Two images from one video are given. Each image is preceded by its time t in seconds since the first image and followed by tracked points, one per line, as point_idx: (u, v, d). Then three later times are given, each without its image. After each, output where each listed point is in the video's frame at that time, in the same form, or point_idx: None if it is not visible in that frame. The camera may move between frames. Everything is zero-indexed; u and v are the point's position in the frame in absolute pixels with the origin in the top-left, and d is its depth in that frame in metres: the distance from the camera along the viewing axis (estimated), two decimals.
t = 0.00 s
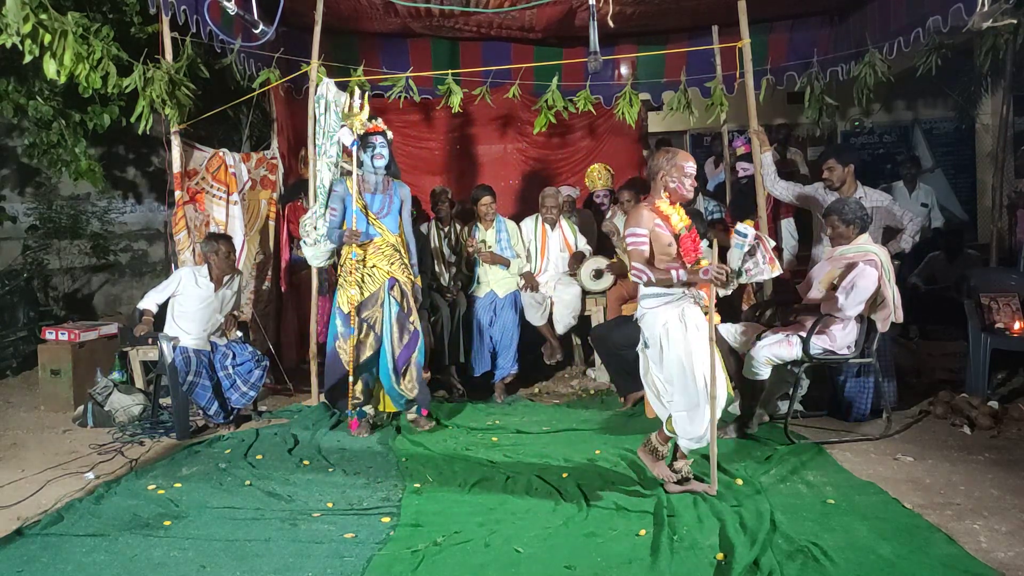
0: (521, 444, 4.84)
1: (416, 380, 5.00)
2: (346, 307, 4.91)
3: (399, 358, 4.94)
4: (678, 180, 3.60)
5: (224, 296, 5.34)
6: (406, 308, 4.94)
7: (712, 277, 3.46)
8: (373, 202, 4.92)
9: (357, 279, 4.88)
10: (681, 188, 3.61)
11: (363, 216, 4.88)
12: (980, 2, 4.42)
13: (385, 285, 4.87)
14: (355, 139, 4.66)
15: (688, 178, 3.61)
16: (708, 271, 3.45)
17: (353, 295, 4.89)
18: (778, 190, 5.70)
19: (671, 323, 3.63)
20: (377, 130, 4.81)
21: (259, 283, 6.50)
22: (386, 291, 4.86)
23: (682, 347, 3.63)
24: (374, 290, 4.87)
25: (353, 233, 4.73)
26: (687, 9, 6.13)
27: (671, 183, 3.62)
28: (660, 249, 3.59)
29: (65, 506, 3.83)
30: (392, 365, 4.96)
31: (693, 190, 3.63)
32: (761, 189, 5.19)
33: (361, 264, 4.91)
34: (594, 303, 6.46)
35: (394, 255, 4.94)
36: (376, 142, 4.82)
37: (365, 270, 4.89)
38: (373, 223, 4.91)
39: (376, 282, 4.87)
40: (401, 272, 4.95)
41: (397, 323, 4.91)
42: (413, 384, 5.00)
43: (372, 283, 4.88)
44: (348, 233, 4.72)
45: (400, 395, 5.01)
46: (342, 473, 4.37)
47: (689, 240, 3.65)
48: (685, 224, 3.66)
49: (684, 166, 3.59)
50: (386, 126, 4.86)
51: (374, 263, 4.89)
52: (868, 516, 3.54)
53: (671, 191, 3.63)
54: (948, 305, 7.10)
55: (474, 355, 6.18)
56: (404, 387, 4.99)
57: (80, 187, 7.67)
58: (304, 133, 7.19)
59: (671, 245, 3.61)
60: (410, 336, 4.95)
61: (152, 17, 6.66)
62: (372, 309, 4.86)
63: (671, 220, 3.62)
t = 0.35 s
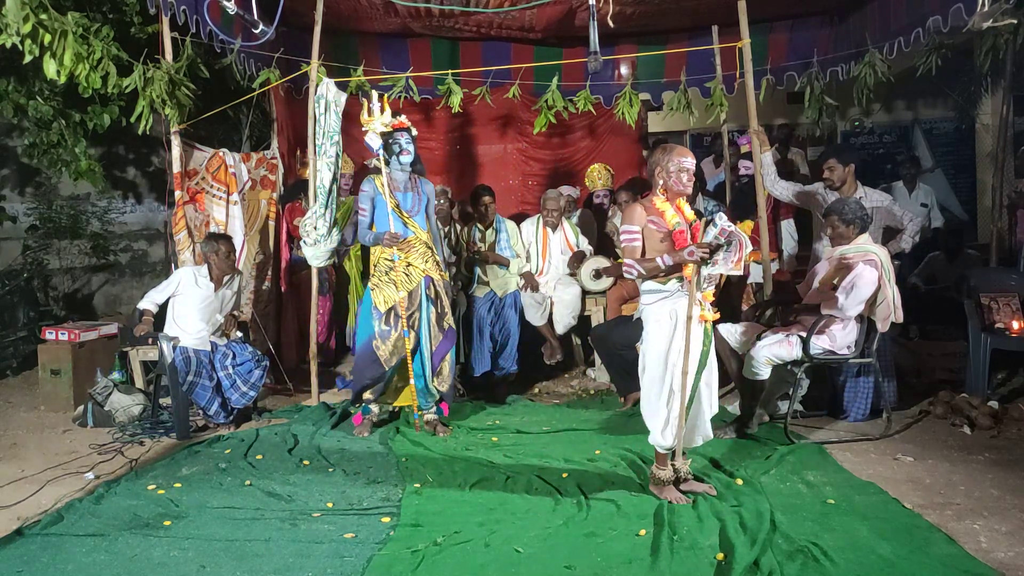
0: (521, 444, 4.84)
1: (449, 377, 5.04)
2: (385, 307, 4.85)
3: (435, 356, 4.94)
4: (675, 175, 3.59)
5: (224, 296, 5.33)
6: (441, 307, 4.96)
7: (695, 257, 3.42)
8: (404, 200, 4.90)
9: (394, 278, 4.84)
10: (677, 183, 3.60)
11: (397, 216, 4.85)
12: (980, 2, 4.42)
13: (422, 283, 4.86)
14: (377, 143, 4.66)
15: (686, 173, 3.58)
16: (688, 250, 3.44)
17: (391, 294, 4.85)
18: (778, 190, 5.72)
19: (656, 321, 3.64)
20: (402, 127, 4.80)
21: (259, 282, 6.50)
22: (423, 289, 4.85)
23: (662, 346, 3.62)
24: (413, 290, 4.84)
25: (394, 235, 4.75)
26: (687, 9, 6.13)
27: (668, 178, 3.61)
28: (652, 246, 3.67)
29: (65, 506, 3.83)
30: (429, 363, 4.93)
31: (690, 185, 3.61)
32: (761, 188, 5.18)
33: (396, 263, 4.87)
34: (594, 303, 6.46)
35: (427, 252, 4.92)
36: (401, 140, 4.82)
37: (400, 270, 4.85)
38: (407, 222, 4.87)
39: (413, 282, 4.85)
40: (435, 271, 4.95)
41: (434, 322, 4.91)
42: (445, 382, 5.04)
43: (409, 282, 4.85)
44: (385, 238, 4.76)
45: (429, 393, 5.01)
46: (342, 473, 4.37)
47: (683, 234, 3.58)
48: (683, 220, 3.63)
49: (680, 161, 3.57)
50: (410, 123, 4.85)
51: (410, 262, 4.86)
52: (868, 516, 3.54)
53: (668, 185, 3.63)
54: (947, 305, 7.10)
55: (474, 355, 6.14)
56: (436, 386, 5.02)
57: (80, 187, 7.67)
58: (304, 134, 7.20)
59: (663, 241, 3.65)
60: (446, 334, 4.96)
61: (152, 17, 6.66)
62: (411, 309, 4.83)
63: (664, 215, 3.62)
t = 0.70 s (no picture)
0: (521, 444, 4.84)
1: (457, 378, 5.07)
2: (398, 306, 4.85)
3: (446, 355, 4.99)
4: (673, 180, 3.62)
5: (224, 297, 5.34)
6: (453, 306, 4.98)
7: (689, 265, 3.42)
8: (416, 201, 4.96)
9: (406, 277, 4.84)
10: (675, 189, 3.63)
11: (408, 216, 4.89)
12: (980, 2, 4.43)
13: (434, 282, 4.88)
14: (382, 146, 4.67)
15: (684, 178, 3.61)
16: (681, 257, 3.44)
17: (403, 292, 4.85)
18: (778, 190, 5.70)
19: (653, 327, 3.68)
20: (416, 130, 4.83)
21: (259, 283, 6.49)
22: (435, 288, 4.87)
23: (654, 351, 3.65)
24: (425, 288, 4.86)
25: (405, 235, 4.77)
26: (687, 9, 6.13)
27: (667, 183, 3.65)
28: (647, 251, 3.71)
29: (65, 506, 3.83)
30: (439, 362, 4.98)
31: (689, 191, 3.64)
32: (761, 188, 5.17)
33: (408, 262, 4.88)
34: (595, 303, 6.46)
35: (439, 252, 4.94)
36: (414, 142, 4.83)
37: (412, 269, 4.86)
38: (418, 223, 4.93)
39: (425, 280, 4.87)
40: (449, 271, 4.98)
41: (447, 322, 4.95)
42: (454, 383, 5.08)
43: (422, 281, 4.87)
44: (398, 239, 4.77)
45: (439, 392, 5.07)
46: (342, 473, 4.38)
47: (679, 240, 3.60)
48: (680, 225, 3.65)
49: (679, 166, 3.61)
50: (424, 125, 4.87)
51: (423, 261, 4.88)
52: (867, 516, 3.54)
53: (665, 190, 3.66)
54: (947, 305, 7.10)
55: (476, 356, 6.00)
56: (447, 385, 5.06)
57: (80, 187, 7.65)
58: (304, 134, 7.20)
59: (659, 246, 3.69)
60: (458, 333, 5.01)
61: (152, 17, 6.65)
62: (425, 307, 4.86)
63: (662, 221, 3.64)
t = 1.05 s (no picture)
0: (521, 444, 4.84)
1: (456, 378, 5.09)
2: (398, 306, 4.85)
3: (444, 356, 5.00)
4: (683, 175, 3.60)
5: (224, 296, 5.34)
6: (452, 306, 5.01)
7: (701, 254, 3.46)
8: (416, 201, 4.95)
9: (404, 278, 4.86)
10: (685, 183, 3.61)
11: (406, 216, 4.88)
12: (980, 2, 4.43)
13: (434, 282, 4.90)
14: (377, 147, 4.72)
15: (694, 173, 3.59)
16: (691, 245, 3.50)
17: (402, 292, 4.86)
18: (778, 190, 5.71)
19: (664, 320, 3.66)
20: (418, 131, 4.78)
21: (259, 282, 6.49)
22: (434, 288, 4.89)
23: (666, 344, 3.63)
24: (423, 289, 4.87)
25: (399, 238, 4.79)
26: (687, 9, 6.13)
27: (677, 178, 3.64)
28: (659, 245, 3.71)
29: (65, 507, 3.83)
30: (437, 363, 4.99)
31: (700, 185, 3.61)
32: (761, 188, 5.17)
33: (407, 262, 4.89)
34: (595, 303, 6.46)
35: (438, 252, 4.94)
36: (416, 145, 4.79)
37: (411, 269, 4.87)
38: (418, 223, 4.91)
39: (423, 281, 4.88)
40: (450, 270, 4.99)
41: (446, 322, 4.97)
42: (451, 383, 5.10)
43: (420, 281, 4.88)
44: (393, 239, 4.80)
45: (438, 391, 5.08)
46: (342, 473, 4.38)
47: (691, 234, 3.58)
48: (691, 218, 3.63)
49: (688, 161, 3.58)
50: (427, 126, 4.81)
51: (421, 261, 4.89)
52: (867, 516, 3.54)
53: (676, 185, 3.65)
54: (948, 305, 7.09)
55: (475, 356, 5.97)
56: (444, 384, 5.07)
57: (80, 187, 7.64)
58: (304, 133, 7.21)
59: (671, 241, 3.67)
60: (455, 334, 5.02)
61: (152, 17, 6.65)
62: (425, 307, 4.87)
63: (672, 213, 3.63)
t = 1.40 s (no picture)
0: (521, 444, 4.84)
1: (447, 379, 5.00)
2: (386, 307, 4.87)
3: (434, 356, 4.95)
4: (695, 177, 3.60)
5: (224, 296, 5.35)
6: (442, 307, 4.94)
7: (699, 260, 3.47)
8: (405, 200, 4.91)
9: (392, 278, 4.88)
10: (697, 186, 3.60)
11: (393, 215, 4.87)
12: (979, 2, 4.43)
13: (423, 282, 4.87)
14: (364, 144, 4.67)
15: (706, 175, 3.57)
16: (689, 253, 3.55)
17: (390, 293, 4.88)
18: (778, 190, 5.71)
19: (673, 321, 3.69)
20: (406, 134, 4.74)
21: (259, 282, 6.49)
22: (423, 288, 4.86)
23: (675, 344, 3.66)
24: (412, 289, 4.86)
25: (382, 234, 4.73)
26: (687, 9, 6.13)
27: (690, 179, 3.63)
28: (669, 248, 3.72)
29: (65, 507, 3.83)
30: (427, 364, 4.95)
31: (712, 188, 3.59)
32: (761, 189, 5.16)
33: (397, 262, 4.91)
34: (594, 303, 6.46)
35: (429, 253, 4.92)
36: (403, 146, 4.77)
37: (402, 270, 4.89)
38: (408, 223, 4.91)
39: (412, 280, 4.86)
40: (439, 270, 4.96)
41: (435, 323, 4.92)
42: (444, 385, 5.00)
43: (408, 281, 4.87)
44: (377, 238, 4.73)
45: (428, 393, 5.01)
46: (342, 473, 4.38)
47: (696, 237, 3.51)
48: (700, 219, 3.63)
49: (700, 163, 3.57)
50: (415, 128, 4.78)
51: (412, 261, 4.88)
52: (867, 516, 3.54)
53: (688, 187, 3.66)
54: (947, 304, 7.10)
55: (473, 355, 6.03)
56: (435, 386, 4.99)
57: (80, 187, 7.64)
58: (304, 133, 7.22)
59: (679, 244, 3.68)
60: (446, 334, 4.95)
61: (152, 17, 6.65)
62: (412, 306, 4.84)
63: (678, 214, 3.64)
